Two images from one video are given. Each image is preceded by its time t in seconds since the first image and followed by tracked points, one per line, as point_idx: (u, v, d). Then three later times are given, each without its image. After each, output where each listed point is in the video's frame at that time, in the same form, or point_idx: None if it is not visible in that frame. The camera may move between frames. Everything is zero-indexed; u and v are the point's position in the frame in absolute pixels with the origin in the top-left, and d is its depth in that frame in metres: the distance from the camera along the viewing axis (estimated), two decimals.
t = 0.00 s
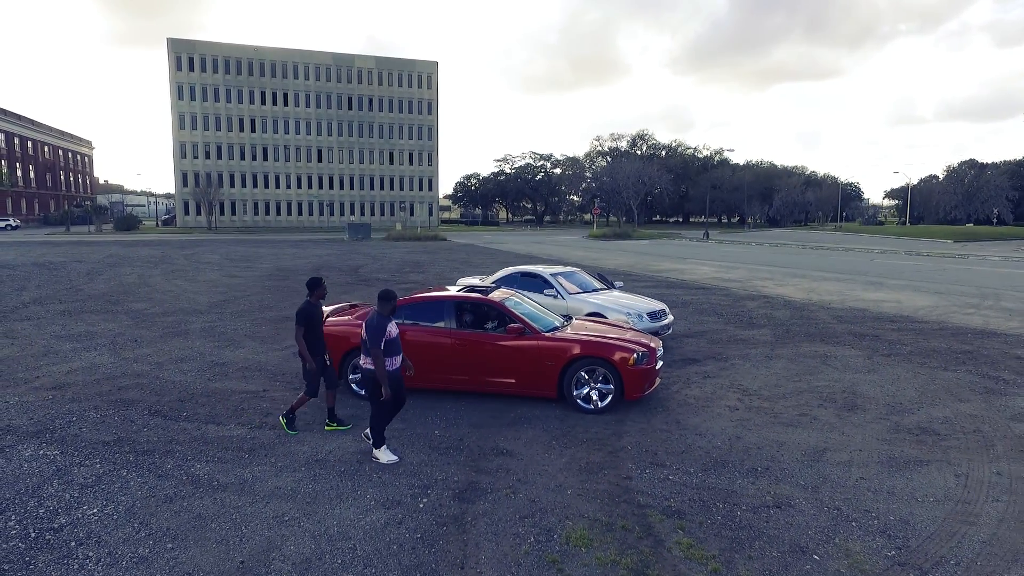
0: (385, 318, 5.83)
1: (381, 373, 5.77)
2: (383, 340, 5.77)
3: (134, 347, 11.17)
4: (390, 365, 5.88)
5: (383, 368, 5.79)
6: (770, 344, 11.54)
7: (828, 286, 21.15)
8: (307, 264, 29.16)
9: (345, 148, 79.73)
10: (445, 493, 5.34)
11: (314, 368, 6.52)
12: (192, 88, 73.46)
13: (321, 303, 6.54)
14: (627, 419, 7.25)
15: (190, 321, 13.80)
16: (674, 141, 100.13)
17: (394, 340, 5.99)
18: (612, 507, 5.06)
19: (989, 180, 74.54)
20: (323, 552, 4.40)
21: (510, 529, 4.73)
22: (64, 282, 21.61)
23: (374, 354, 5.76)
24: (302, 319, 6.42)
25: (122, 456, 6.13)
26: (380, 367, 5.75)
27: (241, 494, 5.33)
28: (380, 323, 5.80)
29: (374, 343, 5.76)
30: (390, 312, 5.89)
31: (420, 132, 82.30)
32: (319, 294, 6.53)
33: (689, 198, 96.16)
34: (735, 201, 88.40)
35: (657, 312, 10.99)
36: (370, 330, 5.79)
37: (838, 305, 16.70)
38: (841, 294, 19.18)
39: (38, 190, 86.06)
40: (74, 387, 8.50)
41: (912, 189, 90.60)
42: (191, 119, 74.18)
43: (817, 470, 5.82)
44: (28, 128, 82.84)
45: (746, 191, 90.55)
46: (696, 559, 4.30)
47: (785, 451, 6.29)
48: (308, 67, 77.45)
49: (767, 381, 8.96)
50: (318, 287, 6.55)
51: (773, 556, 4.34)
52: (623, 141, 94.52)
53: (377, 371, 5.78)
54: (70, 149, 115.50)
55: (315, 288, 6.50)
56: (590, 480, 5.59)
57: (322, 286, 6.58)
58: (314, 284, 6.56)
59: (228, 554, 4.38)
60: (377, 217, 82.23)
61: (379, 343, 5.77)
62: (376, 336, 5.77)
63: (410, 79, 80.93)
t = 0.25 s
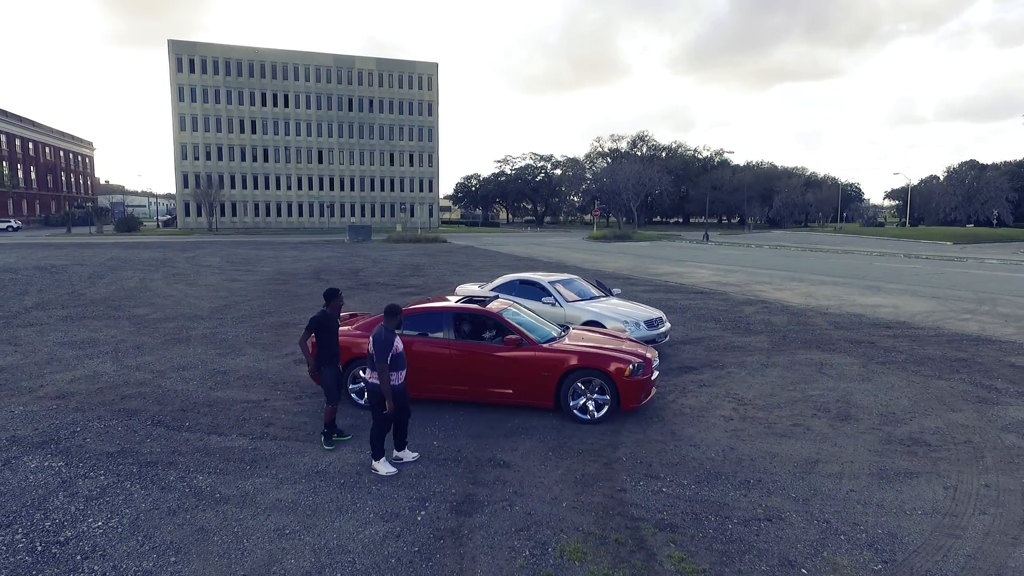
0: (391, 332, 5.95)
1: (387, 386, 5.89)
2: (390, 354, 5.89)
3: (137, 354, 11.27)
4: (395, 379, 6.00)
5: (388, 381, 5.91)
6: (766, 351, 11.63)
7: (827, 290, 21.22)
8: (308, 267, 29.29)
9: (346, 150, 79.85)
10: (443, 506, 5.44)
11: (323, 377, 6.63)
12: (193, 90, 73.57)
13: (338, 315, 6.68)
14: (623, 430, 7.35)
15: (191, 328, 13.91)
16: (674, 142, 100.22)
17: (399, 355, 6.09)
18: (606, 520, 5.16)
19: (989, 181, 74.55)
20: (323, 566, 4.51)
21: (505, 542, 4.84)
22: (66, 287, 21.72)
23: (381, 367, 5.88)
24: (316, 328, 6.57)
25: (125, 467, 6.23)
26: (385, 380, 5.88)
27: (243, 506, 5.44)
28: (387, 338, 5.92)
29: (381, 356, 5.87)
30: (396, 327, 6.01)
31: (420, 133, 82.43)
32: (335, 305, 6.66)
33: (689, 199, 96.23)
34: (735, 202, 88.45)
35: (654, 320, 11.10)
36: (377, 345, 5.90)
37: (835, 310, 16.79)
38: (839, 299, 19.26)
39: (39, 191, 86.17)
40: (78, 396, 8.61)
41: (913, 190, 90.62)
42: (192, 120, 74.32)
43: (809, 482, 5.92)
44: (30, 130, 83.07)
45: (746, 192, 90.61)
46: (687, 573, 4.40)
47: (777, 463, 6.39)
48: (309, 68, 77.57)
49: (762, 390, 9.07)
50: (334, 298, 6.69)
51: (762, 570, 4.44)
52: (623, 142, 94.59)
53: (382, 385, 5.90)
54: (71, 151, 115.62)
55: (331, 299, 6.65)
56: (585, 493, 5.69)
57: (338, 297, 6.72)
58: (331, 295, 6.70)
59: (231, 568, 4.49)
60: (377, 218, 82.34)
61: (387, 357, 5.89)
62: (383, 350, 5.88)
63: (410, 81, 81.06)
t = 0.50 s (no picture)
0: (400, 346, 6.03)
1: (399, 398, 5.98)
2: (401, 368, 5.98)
3: (138, 362, 11.37)
4: (406, 392, 6.08)
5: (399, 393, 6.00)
6: (762, 359, 11.72)
7: (825, 295, 21.31)
8: (308, 271, 29.40)
9: (347, 151, 80.01)
10: (439, 520, 5.53)
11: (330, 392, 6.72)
12: (194, 92, 73.68)
13: (348, 330, 6.80)
14: (618, 441, 7.45)
15: (192, 334, 14.01)
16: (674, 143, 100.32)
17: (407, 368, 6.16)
18: (599, 534, 5.26)
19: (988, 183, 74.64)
20: None
21: (502, 557, 4.94)
22: (68, 291, 21.82)
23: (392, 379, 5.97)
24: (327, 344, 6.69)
25: (128, 479, 6.33)
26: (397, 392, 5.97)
27: (243, 519, 5.54)
28: (397, 351, 6.00)
29: (392, 369, 5.94)
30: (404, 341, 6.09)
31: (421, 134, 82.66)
32: (347, 321, 6.78)
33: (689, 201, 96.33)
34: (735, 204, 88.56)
35: (651, 328, 11.20)
36: (387, 358, 5.98)
37: (833, 316, 16.89)
38: (837, 304, 19.35)
39: (41, 193, 86.31)
40: (80, 406, 8.71)
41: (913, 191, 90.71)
42: (193, 122, 74.51)
43: (800, 495, 6.02)
44: (33, 131, 83.40)
45: (746, 194, 90.74)
46: None
47: (769, 475, 6.49)
48: (310, 70, 77.71)
49: (757, 400, 9.16)
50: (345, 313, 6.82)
51: None
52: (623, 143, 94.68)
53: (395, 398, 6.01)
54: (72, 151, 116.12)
55: (343, 314, 6.77)
56: (579, 506, 5.79)
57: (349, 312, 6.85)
58: (343, 310, 6.83)
59: None
60: (377, 219, 82.47)
61: (398, 370, 5.98)
62: (394, 364, 5.96)
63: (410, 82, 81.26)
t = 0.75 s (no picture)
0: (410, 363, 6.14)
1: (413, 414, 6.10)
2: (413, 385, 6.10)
3: (140, 372, 11.48)
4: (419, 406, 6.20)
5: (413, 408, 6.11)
6: (759, 369, 11.82)
7: (823, 300, 21.40)
8: (309, 275, 29.52)
9: (347, 153, 80.11)
10: (437, 537, 5.64)
11: (338, 409, 6.86)
12: (195, 93, 73.78)
13: (357, 349, 6.93)
14: (614, 455, 7.56)
15: (193, 342, 14.12)
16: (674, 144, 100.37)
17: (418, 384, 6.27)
18: (593, 553, 5.37)
19: (988, 185, 74.66)
20: None
21: None
22: (70, 296, 21.93)
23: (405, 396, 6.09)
24: (336, 362, 6.78)
25: (131, 495, 6.44)
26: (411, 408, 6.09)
27: (245, 536, 5.65)
28: (407, 368, 6.11)
29: (404, 387, 6.05)
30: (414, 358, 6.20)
31: (421, 136, 82.78)
32: (356, 340, 6.91)
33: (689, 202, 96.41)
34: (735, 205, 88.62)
35: (648, 339, 11.30)
36: (398, 376, 6.08)
37: (830, 323, 16.97)
38: (835, 310, 19.44)
39: (42, 194, 86.39)
40: (83, 418, 8.82)
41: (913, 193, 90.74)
42: (194, 124, 74.63)
43: (792, 512, 6.12)
44: (33, 132, 83.49)
45: (746, 195, 90.79)
46: None
47: (762, 491, 6.59)
48: (310, 72, 77.83)
49: (752, 412, 9.26)
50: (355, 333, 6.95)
51: None
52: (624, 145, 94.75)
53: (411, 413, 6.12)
54: (73, 152, 116.24)
55: (353, 333, 6.89)
56: (574, 523, 5.89)
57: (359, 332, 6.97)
58: (353, 329, 6.95)
59: None
60: (378, 220, 82.59)
61: (410, 387, 6.09)
62: (405, 381, 6.07)
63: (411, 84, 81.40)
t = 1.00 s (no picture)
0: (418, 380, 6.23)
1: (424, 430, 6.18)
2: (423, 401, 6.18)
3: (142, 382, 11.59)
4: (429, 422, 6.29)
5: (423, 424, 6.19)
6: (755, 379, 11.92)
7: (822, 307, 21.51)
8: (310, 279, 29.62)
9: (348, 154, 80.25)
10: (435, 555, 5.74)
11: (342, 425, 6.93)
12: (196, 95, 73.91)
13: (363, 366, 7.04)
14: (610, 470, 7.66)
15: (195, 351, 14.22)
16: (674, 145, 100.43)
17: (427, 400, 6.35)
18: (588, 572, 5.47)
19: (988, 187, 74.77)
20: None
21: None
22: (72, 302, 22.03)
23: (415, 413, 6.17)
24: (343, 380, 6.87)
25: (134, 512, 6.54)
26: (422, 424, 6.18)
27: (246, 555, 5.75)
28: (415, 385, 6.20)
29: (414, 404, 6.14)
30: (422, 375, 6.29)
31: (422, 138, 82.94)
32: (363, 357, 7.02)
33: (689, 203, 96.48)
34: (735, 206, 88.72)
35: (646, 350, 11.39)
36: (407, 394, 6.16)
37: (828, 331, 17.07)
38: (832, 317, 19.54)
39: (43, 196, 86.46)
40: (87, 431, 8.92)
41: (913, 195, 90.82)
42: (194, 125, 74.69)
43: (784, 529, 6.23)
44: (34, 133, 83.53)
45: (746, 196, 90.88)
46: None
47: (755, 508, 6.69)
48: (311, 73, 77.97)
49: (748, 425, 9.36)
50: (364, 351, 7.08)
51: None
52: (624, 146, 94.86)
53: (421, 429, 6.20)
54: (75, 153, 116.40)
55: (360, 350, 7.01)
56: (570, 541, 6.00)
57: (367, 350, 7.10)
58: (360, 348, 7.07)
59: None
60: (378, 222, 82.72)
61: (420, 404, 6.17)
62: (415, 398, 6.15)
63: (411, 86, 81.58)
